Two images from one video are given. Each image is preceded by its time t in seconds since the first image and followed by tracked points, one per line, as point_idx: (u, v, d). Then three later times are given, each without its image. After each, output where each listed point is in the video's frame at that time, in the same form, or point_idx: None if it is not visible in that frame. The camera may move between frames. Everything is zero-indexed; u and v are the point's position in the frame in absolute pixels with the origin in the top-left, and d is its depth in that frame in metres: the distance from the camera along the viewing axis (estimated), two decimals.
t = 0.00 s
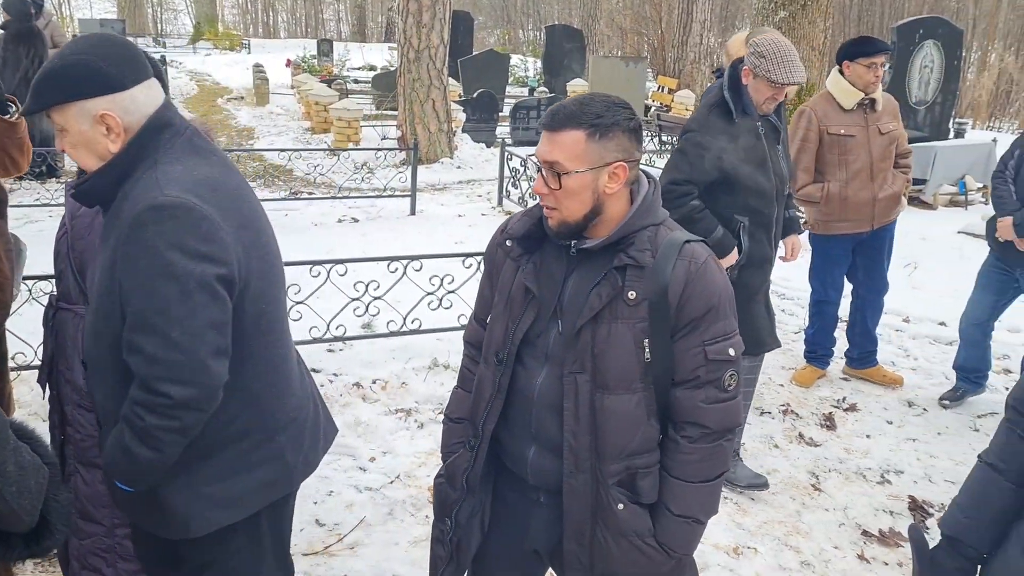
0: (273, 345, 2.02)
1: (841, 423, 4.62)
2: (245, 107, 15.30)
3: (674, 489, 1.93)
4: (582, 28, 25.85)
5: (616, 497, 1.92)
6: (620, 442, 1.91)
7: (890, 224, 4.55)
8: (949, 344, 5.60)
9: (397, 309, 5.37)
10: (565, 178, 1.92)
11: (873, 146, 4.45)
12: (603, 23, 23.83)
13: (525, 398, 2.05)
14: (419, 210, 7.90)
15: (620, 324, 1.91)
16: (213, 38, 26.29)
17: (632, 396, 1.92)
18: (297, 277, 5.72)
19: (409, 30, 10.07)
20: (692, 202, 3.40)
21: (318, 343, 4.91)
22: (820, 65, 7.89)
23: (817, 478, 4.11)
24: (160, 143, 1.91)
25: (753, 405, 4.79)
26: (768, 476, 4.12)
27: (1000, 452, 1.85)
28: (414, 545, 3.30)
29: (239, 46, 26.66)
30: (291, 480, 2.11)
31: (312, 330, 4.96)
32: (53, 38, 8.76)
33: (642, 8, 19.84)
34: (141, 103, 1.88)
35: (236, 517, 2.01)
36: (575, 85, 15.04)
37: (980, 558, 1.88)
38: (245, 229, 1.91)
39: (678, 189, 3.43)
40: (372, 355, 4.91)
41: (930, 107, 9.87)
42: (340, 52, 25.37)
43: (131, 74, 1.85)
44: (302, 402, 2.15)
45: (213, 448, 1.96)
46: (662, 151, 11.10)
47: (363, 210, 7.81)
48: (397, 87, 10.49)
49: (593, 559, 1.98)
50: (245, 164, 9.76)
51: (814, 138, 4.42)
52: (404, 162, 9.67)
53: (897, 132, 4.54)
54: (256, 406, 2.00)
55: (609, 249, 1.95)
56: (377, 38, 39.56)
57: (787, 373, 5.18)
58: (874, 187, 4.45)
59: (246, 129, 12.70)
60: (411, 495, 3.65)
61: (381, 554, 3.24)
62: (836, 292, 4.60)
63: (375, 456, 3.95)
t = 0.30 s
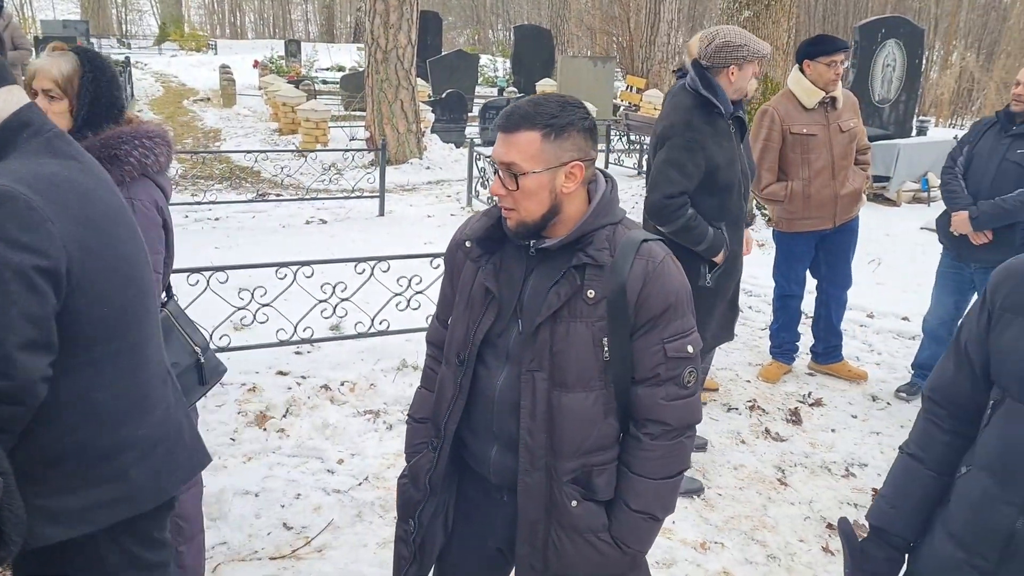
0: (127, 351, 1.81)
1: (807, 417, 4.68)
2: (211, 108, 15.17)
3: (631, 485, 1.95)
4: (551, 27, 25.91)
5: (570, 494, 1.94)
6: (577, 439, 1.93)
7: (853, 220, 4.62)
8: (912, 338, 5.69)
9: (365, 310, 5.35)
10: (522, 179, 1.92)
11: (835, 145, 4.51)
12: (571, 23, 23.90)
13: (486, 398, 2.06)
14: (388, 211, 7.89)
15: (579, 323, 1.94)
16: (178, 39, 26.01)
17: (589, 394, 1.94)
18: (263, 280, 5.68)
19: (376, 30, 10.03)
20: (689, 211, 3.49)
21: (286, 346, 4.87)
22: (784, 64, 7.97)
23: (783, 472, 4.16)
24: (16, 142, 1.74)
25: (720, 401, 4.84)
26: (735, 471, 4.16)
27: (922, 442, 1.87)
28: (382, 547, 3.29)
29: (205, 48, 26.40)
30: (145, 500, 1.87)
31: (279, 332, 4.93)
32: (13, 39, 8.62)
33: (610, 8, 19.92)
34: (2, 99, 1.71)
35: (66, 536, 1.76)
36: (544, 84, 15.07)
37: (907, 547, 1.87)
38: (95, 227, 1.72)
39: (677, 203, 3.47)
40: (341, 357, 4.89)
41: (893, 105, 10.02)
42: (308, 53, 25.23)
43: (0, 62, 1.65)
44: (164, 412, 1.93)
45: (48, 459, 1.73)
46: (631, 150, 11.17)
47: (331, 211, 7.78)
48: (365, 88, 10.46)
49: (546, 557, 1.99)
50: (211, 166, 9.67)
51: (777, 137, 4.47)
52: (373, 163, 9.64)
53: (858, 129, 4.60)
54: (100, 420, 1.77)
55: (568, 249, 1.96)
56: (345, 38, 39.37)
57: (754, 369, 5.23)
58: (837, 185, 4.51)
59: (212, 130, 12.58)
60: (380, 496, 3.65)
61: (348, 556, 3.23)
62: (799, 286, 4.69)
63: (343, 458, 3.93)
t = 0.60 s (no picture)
0: None
1: (775, 414, 4.72)
2: (177, 109, 14.98)
3: (604, 479, 1.96)
4: (521, 27, 25.91)
5: (543, 492, 1.94)
6: (550, 435, 1.94)
7: (816, 218, 4.69)
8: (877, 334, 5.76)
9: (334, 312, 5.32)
10: (509, 180, 1.92)
11: (798, 143, 4.55)
12: (541, 23, 23.95)
13: (452, 397, 2.05)
14: (358, 212, 7.85)
15: (548, 319, 1.94)
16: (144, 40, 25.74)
17: (560, 390, 1.95)
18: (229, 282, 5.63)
19: (344, 30, 9.97)
20: (693, 233, 3.55)
21: (254, 348, 4.83)
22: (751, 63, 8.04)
23: (752, 468, 4.20)
24: None
25: (689, 399, 4.87)
26: (705, 467, 4.19)
27: (835, 428, 2.05)
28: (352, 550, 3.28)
29: (172, 48, 26.16)
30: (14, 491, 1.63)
31: (246, 335, 4.88)
32: None
33: (580, 8, 19.96)
34: None
35: None
36: (515, 84, 15.07)
37: (832, 530, 2.05)
38: None
39: (688, 220, 3.51)
40: (310, 359, 4.85)
41: (858, 103, 10.14)
42: (277, 53, 25.08)
43: None
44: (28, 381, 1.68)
45: None
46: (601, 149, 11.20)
47: (299, 213, 7.73)
48: (333, 88, 10.40)
49: (522, 560, 1.97)
50: (178, 168, 9.55)
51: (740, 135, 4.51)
52: (343, 164, 9.58)
53: (822, 127, 4.65)
54: None
55: (536, 246, 1.98)
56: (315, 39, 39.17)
57: (722, 367, 5.27)
58: (800, 183, 4.56)
59: (179, 132, 12.42)
60: (349, 499, 3.63)
61: (318, 559, 3.21)
62: (763, 282, 4.76)
63: (312, 460, 3.91)
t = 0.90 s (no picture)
0: None
1: (745, 410, 4.76)
2: (146, 110, 14.81)
3: (576, 474, 1.97)
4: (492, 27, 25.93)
5: (517, 489, 1.94)
6: (521, 433, 1.94)
7: (783, 216, 4.73)
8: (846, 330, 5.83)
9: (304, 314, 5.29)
10: (492, 181, 1.93)
11: (763, 142, 4.59)
12: (513, 23, 23.98)
13: (416, 399, 2.03)
14: (329, 213, 7.81)
15: (517, 317, 1.94)
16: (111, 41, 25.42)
17: (531, 387, 1.95)
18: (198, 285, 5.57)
19: (314, 30, 9.91)
20: (673, 237, 3.60)
21: (223, 352, 4.79)
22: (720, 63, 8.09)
23: (723, 464, 4.23)
24: None
25: (661, 397, 4.89)
26: (676, 464, 4.21)
27: (775, 415, 2.07)
28: (323, 553, 3.26)
29: (140, 49, 25.88)
30: None
31: (216, 338, 4.84)
32: None
33: (551, 8, 20.00)
34: None
35: None
36: (487, 84, 15.08)
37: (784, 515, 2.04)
38: None
39: (671, 224, 3.56)
40: (280, 362, 4.82)
41: (826, 102, 10.25)
42: (247, 54, 24.89)
43: None
44: None
45: None
46: (573, 149, 11.23)
47: (269, 214, 7.67)
48: (304, 89, 10.35)
49: (497, 559, 1.97)
50: (146, 170, 9.44)
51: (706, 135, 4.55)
52: (314, 165, 9.53)
53: (787, 126, 4.68)
54: None
55: (502, 246, 1.98)
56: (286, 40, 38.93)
57: (694, 364, 5.31)
58: (764, 182, 4.60)
59: (147, 134, 12.27)
60: (320, 502, 3.61)
61: (289, 562, 3.19)
62: (731, 279, 4.77)
63: (283, 463, 3.88)
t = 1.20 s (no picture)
0: None
1: (715, 408, 4.80)
2: (113, 112, 14.63)
3: (540, 461, 2.02)
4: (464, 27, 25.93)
5: (483, 476, 1.96)
6: (488, 420, 1.96)
7: (750, 214, 4.77)
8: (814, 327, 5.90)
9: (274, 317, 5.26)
10: (441, 185, 1.92)
11: (728, 142, 4.64)
12: (485, 24, 23.99)
13: (386, 391, 2.01)
14: (299, 215, 7.76)
15: (486, 305, 1.98)
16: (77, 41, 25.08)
17: (499, 374, 1.99)
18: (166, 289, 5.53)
19: (283, 31, 9.84)
20: (646, 235, 3.62)
21: (192, 355, 4.75)
22: (689, 63, 8.15)
23: (693, 461, 4.26)
24: None
25: (632, 395, 4.92)
26: (647, 462, 4.24)
27: (742, 401, 2.09)
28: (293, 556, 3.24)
29: (107, 51, 25.56)
30: None
31: (184, 341, 4.79)
32: None
33: (523, 8, 20.02)
34: None
35: None
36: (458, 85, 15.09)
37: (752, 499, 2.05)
38: None
39: (643, 223, 3.58)
40: (249, 365, 4.79)
41: (794, 102, 10.36)
42: (217, 54, 24.68)
43: None
44: None
45: None
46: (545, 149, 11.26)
47: (239, 216, 7.61)
48: (274, 90, 10.28)
49: (460, 547, 1.96)
50: (114, 172, 9.33)
51: (671, 136, 4.60)
52: (284, 166, 9.47)
53: (751, 126, 4.73)
54: None
55: (468, 236, 2.00)
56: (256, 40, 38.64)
57: (665, 363, 5.34)
58: (730, 181, 4.65)
59: (114, 135, 12.14)
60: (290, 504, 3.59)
61: (259, 566, 3.17)
62: (701, 278, 4.82)
63: (253, 467, 3.85)
